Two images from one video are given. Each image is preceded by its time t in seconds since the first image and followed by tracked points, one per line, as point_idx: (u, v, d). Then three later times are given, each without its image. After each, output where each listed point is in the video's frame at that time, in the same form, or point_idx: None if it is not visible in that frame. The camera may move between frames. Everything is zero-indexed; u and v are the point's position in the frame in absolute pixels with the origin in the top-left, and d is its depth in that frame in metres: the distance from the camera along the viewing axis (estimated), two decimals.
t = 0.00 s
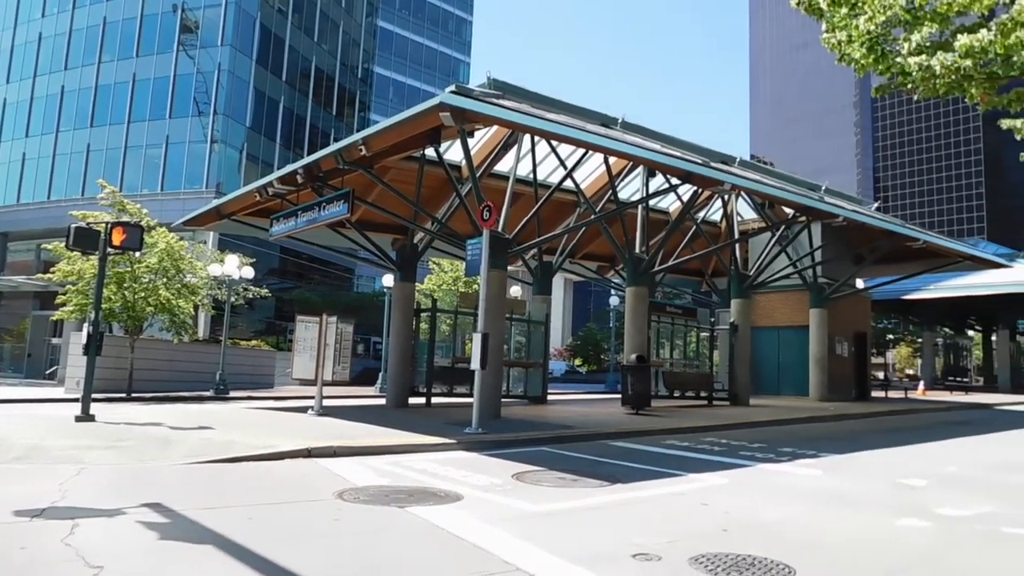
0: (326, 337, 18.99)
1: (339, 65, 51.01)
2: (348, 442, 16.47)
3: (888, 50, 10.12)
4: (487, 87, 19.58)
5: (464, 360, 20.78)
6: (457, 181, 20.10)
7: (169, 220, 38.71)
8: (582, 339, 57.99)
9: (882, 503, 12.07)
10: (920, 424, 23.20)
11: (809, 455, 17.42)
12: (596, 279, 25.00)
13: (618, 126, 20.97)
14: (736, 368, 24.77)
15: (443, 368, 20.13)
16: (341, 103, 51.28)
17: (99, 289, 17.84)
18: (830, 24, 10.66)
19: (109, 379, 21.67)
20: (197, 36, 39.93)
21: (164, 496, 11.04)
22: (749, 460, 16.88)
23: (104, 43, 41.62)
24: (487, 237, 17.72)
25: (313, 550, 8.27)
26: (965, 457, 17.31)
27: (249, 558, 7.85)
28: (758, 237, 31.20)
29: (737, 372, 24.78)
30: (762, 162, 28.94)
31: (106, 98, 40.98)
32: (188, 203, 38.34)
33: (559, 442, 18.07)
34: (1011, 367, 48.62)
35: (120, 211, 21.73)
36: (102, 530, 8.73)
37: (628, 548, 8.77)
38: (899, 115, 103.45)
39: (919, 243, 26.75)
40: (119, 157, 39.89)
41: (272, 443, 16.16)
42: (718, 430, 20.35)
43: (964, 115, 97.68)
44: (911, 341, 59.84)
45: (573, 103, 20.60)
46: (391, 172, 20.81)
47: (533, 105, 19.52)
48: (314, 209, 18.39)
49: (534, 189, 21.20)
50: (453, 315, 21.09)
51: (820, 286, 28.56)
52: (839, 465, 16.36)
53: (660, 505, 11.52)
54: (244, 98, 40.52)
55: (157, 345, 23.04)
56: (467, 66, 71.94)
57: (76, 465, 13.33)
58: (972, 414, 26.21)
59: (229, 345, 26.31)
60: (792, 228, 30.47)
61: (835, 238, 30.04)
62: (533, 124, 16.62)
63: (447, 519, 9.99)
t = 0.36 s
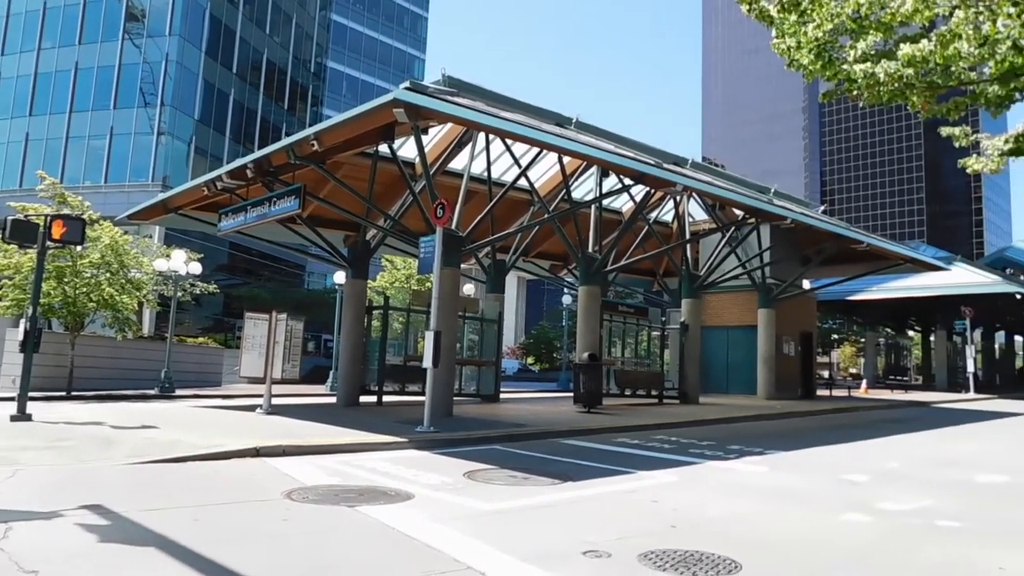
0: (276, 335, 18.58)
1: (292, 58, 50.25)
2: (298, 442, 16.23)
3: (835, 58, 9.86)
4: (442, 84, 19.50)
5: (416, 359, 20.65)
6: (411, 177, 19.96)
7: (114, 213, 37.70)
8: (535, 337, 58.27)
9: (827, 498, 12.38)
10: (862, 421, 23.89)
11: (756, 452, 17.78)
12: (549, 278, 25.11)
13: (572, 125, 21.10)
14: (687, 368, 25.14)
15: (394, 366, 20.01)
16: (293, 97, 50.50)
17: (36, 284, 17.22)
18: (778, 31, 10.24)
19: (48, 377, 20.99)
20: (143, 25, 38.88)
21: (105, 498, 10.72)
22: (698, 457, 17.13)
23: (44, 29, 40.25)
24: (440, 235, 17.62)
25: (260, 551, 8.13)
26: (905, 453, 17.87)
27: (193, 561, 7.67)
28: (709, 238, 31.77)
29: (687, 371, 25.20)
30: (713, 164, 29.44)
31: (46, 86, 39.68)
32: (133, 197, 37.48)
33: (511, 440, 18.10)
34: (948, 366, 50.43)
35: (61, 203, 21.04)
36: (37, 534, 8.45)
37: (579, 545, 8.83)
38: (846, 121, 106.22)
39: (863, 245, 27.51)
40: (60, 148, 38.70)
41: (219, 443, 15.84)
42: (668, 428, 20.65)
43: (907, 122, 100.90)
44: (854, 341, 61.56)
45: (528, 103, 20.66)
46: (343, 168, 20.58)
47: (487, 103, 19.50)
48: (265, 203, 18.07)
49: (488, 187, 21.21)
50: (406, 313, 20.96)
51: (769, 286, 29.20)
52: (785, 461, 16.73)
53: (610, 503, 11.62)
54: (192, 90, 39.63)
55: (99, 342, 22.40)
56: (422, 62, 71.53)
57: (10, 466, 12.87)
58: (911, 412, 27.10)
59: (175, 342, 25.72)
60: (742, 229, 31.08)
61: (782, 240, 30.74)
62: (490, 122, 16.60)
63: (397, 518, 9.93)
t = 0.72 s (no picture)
0: (235, 333, 18.15)
1: (254, 52, 49.55)
2: (257, 441, 16.02)
3: (795, 63, 9.97)
4: (406, 82, 19.40)
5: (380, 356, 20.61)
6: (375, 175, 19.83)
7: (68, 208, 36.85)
8: (498, 337, 58.33)
9: (784, 496, 12.59)
10: (818, 420, 24.36)
11: (716, 451, 18.01)
12: (513, 277, 25.07)
13: (537, 125, 21.17)
14: (648, 368, 25.42)
15: (357, 365, 19.95)
16: (255, 92, 49.81)
17: None
18: (741, 35, 10.22)
19: None
20: (100, 15, 37.98)
21: (56, 499, 10.47)
22: (659, 456, 17.30)
23: None
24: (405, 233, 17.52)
25: (217, 553, 8.02)
26: (859, 451, 18.24)
27: (146, 563, 7.51)
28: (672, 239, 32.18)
29: (649, 372, 25.44)
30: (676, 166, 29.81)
31: None
32: (87, 191, 36.74)
33: (474, 439, 18.08)
34: (901, 366, 51.71)
35: (12, 197, 20.49)
36: None
37: (539, 545, 8.86)
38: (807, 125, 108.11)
39: (821, 248, 28.04)
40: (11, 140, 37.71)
41: (176, 443, 15.56)
42: (629, 427, 20.83)
43: (865, 127, 103.08)
44: (813, 341, 62.70)
45: (493, 102, 20.65)
46: (305, 165, 20.37)
47: (451, 102, 19.47)
48: (225, 200, 17.77)
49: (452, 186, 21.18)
50: (368, 313, 20.78)
51: (729, 287, 29.60)
52: (744, 460, 16.98)
53: (572, 502, 11.68)
54: (151, 83, 38.87)
55: (51, 339, 21.88)
56: (387, 60, 71.05)
57: None
58: (866, 411, 27.69)
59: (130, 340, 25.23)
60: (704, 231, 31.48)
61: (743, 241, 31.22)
62: (454, 120, 16.55)
63: (358, 519, 9.85)
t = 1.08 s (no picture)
0: (200, 332, 18.10)
1: (220, 47, 48.88)
2: (221, 441, 15.82)
3: (762, 67, 10.03)
4: (375, 80, 19.29)
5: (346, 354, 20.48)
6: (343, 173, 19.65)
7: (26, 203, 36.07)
8: (467, 337, 58.27)
9: (748, 495, 12.75)
10: (782, 420, 24.72)
11: (681, 451, 18.19)
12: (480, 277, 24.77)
13: (506, 125, 21.19)
14: (616, 367, 25.51)
15: (323, 363, 19.81)
16: (221, 87, 49.14)
17: None
18: (710, 38, 10.51)
19: None
20: (60, 6, 37.15)
21: (12, 501, 10.24)
22: (626, 455, 17.43)
23: None
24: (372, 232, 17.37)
25: (178, 555, 7.90)
26: (822, 451, 18.56)
27: (105, 566, 7.37)
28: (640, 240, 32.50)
29: (616, 372, 25.57)
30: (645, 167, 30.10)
31: None
32: (46, 186, 36.02)
33: (441, 439, 18.04)
34: (863, 367, 52.65)
35: None
36: None
37: (505, 544, 8.86)
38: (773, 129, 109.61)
39: (786, 249, 28.41)
40: None
41: (137, 443, 15.31)
42: (597, 427, 20.95)
43: (830, 131, 104.76)
44: (778, 341, 63.60)
45: (462, 101, 20.63)
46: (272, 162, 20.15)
47: (421, 101, 19.42)
48: (189, 196, 17.48)
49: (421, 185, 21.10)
50: (334, 312, 20.62)
51: (696, 289, 29.82)
52: (709, 459, 17.18)
53: (540, 501, 11.72)
54: (114, 76, 38.15)
55: (8, 338, 21.41)
56: (356, 57, 70.50)
57: None
58: (828, 411, 28.16)
59: (90, 338, 24.78)
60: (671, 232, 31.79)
61: (709, 243, 31.59)
62: (423, 119, 16.46)
63: (323, 519, 9.77)
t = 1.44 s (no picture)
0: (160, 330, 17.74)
1: (183, 40, 48.07)
2: (181, 441, 15.58)
3: (727, 70, 10.19)
4: (341, 76, 19.13)
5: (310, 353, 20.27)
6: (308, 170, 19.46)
7: None
8: (432, 335, 58.13)
9: (711, 492, 12.92)
10: (743, 419, 25.09)
11: (645, 449, 18.36)
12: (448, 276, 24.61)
13: (473, 124, 21.18)
14: (581, 365, 25.68)
15: (287, 362, 19.58)
16: (183, 81, 48.33)
17: None
18: (676, 41, 10.57)
19: None
20: None
21: None
22: (590, 455, 17.52)
23: None
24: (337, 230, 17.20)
25: (136, 557, 7.76)
26: (782, 449, 18.89)
27: (59, 569, 7.20)
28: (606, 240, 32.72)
29: (581, 371, 25.71)
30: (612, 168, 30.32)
31: None
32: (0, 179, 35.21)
33: (406, 438, 17.97)
34: (824, 367, 53.67)
35: None
36: None
37: (470, 544, 8.86)
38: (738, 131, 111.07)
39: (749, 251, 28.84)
40: None
41: (94, 443, 15.01)
42: (561, 426, 21.04)
43: (793, 135, 106.48)
44: (740, 341, 64.52)
45: (429, 99, 20.55)
46: (235, 158, 19.89)
47: (388, 98, 19.33)
48: (150, 192, 17.14)
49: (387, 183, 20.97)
50: (298, 310, 20.40)
51: (661, 289, 30.16)
52: (672, 458, 17.36)
53: (505, 500, 11.74)
54: (72, 68, 37.30)
55: None
56: (323, 53, 69.82)
57: None
58: (788, 410, 28.64)
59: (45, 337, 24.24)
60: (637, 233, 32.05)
61: (674, 244, 31.92)
62: (389, 117, 16.32)
63: (286, 520, 9.66)
